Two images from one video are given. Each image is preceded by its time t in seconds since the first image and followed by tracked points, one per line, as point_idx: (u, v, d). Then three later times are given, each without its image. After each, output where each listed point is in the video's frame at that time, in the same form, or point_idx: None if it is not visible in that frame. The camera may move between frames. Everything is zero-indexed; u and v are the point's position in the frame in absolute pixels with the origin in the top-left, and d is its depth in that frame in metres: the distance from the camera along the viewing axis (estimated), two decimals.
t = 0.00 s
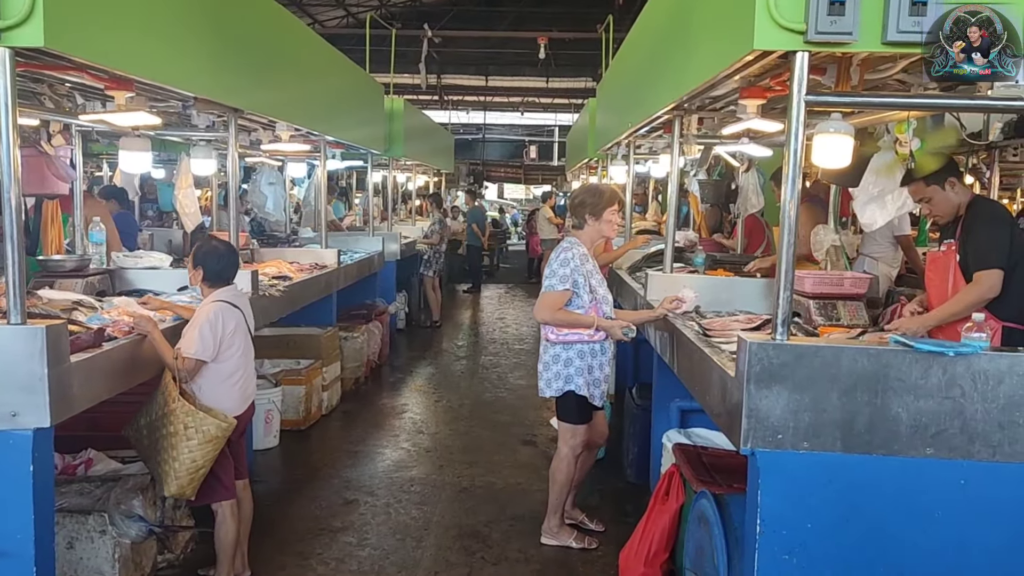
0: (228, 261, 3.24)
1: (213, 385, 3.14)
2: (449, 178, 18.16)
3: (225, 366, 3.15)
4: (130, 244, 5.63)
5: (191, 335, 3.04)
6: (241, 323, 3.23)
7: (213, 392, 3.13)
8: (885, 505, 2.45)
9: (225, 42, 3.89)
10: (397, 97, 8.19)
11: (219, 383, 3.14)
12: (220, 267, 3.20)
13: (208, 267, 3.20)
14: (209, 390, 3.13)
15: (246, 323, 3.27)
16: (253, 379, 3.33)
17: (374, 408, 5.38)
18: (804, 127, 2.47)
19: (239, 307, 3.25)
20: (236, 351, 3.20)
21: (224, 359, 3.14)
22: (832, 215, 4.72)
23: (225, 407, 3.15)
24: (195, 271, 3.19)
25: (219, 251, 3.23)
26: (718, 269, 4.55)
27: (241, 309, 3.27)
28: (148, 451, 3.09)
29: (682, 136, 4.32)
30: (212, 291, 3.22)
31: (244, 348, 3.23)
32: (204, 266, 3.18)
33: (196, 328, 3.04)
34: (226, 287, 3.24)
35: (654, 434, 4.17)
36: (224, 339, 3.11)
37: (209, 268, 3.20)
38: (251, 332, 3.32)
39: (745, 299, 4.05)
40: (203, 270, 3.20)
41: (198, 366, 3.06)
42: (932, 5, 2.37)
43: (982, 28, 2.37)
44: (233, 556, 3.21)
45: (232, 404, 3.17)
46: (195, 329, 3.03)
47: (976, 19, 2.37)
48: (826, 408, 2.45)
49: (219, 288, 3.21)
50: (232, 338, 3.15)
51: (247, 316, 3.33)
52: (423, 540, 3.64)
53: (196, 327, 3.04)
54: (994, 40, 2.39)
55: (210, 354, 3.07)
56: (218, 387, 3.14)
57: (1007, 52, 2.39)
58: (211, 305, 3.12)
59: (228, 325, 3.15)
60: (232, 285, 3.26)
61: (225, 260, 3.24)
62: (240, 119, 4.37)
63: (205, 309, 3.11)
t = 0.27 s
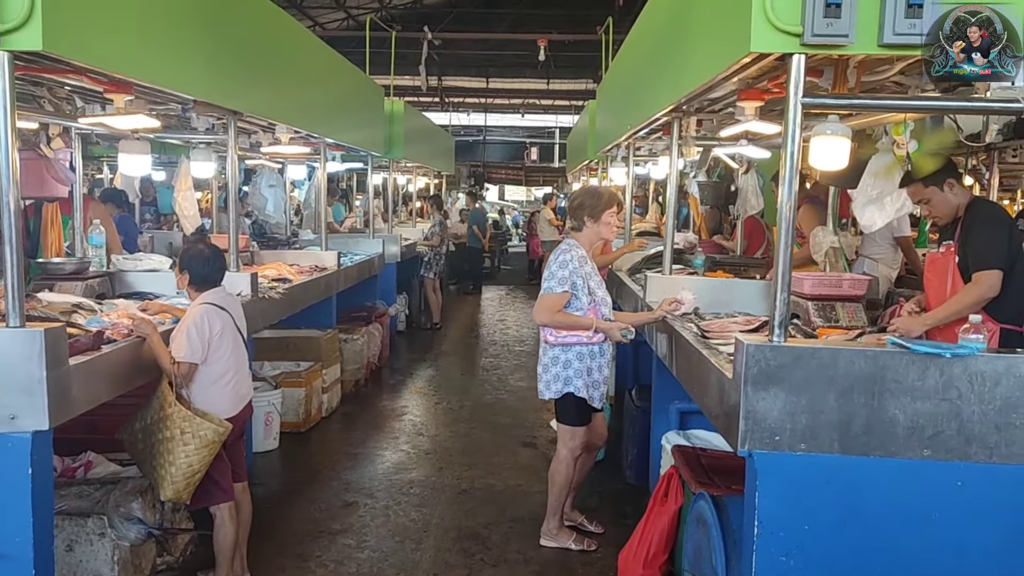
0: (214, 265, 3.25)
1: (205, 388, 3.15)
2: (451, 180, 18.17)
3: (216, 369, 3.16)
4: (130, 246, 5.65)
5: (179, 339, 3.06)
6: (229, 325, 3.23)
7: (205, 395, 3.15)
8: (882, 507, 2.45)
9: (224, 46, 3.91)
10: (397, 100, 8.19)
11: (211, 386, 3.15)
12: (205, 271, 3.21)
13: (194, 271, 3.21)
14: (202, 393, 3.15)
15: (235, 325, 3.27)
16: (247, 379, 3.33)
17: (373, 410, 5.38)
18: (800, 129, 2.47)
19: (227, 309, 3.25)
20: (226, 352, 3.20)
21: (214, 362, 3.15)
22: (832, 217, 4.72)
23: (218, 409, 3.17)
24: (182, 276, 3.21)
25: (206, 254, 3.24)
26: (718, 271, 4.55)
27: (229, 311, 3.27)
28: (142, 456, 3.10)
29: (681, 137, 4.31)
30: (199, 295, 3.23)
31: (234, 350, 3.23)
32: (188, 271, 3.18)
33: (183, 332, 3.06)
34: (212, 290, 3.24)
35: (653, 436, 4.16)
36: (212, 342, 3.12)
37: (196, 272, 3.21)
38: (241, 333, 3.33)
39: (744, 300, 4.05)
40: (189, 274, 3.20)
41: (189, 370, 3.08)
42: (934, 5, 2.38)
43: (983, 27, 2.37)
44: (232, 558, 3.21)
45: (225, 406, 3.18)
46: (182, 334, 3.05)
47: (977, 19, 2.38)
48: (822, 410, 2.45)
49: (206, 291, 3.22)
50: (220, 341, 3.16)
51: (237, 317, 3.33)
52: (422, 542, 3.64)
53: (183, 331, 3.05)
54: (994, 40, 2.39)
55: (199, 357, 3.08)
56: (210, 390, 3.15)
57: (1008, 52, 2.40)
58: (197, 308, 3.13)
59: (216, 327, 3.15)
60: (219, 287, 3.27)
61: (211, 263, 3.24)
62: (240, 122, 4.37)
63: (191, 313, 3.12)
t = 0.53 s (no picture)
0: (207, 274, 3.28)
1: (202, 395, 3.16)
2: (452, 185, 18.19)
3: (212, 376, 3.17)
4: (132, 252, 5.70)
5: (172, 349, 3.08)
6: (223, 331, 3.24)
7: (202, 403, 3.16)
8: (881, 516, 2.45)
9: (226, 53, 3.92)
10: (399, 105, 8.21)
11: (208, 393, 3.16)
12: (194, 279, 3.24)
13: (187, 279, 3.25)
14: (199, 401, 3.16)
15: (230, 331, 3.28)
16: (245, 385, 3.34)
17: (374, 416, 5.39)
18: (798, 137, 2.45)
19: (221, 316, 3.27)
20: (222, 359, 3.21)
21: (209, 369, 3.16)
22: (832, 224, 4.72)
23: (216, 417, 3.18)
24: (174, 285, 3.26)
25: (201, 264, 3.28)
26: (718, 277, 4.55)
27: (223, 317, 3.28)
28: (137, 463, 3.12)
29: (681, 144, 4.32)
30: (192, 303, 3.25)
31: (229, 357, 3.24)
32: (181, 278, 3.22)
33: (176, 341, 3.07)
34: (206, 298, 3.26)
35: (653, 443, 4.17)
36: (205, 350, 3.14)
37: (188, 281, 3.26)
38: (237, 340, 3.34)
39: (743, 307, 4.05)
40: (183, 283, 3.25)
41: (185, 379, 3.10)
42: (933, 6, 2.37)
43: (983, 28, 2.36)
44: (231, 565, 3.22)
45: (223, 413, 3.19)
46: (175, 343, 3.07)
47: (977, 19, 2.36)
48: (821, 419, 2.45)
49: (198, 299, 3.25)
50: (214, 348, 3.17)
51: (232, 323, 3.34)
52: (422, 550, 3.64)
53: (176, 340, 3.07)
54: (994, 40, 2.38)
55: (193, 366, 3.10)
56: (207, 397, 3.16)
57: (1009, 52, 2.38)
58: (189, 317, 3.14)
59: (209, 334, 3.17)
60: (211, 295, 3.29)
61: (206, 273, 3.28)
62: (241, 128, 4.39)
63: (184, 321, 3.14)
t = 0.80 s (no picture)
0: (203, 284, 3.30)
1: (200, 405, 3.16)
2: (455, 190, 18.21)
3: (210, 385, 3.17)
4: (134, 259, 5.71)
5: (170, 358, 3.08)
6: (221, 340, 3.24)
7: (201, 412, 3.16)
8: (882, 529, 2.44)
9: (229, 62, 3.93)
10: (402, 112, 8.22)
11: (206, 403, 3.16)
12: (191, 288, 3.25)
13: (183, 289, 3.25)
14: (197, 410, 3.16)
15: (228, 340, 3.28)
16: (243, 393, 3.34)
17: (375, 423, 5.39)
18: (798, 148, 2.45)
19: (218, 325, 3.27)
20: (220, 368, 3.21)
21: (206, 378, 3.16)
22: (833, 233, 4.72)
23: (215, 426, 3.18)
24: (171, 295, 3.26)
25: (196, 273, 3.29)
26: (720, 286, 4.54)
27: (221, 326, 3.28)
28: (136, 472, 3.12)
29: (682, 153, 4.32)
30: (189, 312, 3.26)
31: (227, 365, 3.24)
32: (177, 288, 3.23)
33: (173, 351, 3.07)
34: (202, 307, 3.26)
35: (655, 452, 4.16)
36: (203, 359, 3.14)
37: (185, 290, 3.26)
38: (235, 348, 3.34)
39: (745, 317, 4.04)
40: (178, 293, 3.26)
41: (183, 388, 3.10)
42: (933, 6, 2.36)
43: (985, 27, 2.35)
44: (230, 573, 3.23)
45: (221, 422, 3.19)
46: (173, 352, 3.07)
47: (978, 18, 2.35)
48: (821, 431, 2.44)
49: (195, 308, 3.25)
50: (212, 357, 3.17)
51: (230, 332, 3.34)
52: (422, 559, 3.64)
53: (173, 349, 3.07)
54: (995, 40, 2.36)
55: (191, 375, 3.10)
56: (206, 406, 3.16)
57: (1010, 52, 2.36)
58: (186, 326, 3.15)
59: (206, 343, 3.16)
60: (208, 304, 3.30)
61: (202, 284, 3.30)
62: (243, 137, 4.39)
63: (181, 331, 3.14)
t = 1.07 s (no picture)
0: (206, 291, 3.30)
1: (203, 413, 3.17)
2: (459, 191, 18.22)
3: (213, 393, 3.17)
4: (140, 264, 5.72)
5: (174, 366, 3.08)
6: (224, 347, 3.25)
7: (204, 420, 3.17)
8: (887, 542, 2.44)
9: (234, 69, 3.93)
10: (408, 116, 8.22)
11: (209, 411, 3.17)
12: (196, 297, 3.26)
13: (184, 298, 3.26)
14: (201, 418, 3.17)
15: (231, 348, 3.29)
16: (246, 401, 3.35)
17: (380, 428, 5.40)
18: (804, 156, 2.45)
19: (221, 332, 3.27)
20: (223, 376, 3.22)
21: (210, 386, 3.17)
22: (839, 241, 4.70)
23: (218, 433, 3.19)
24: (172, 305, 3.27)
25: (197, 281, 3.29)
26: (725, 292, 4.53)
27: (224, 334, 3.29)
28: (140, 479, 3.13)
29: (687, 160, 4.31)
30: (192, 319, 3.26)
31: (230, 373, 3.25)
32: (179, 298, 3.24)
33: (177, 359, 3.08)
34: (205, 315, 3.26)
35: (659, 459, 4.16)
36: (207, 367, 3.14)
37: (186, 299, 3.27)
38: (238, 356, 3.34)
39: (751, 324, 4.03)
40: (180, 303, 3.26)
41: (187, 396, 3.10)
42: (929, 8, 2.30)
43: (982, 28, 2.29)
44: None
45: (224, 430, 3.20)
46: (177, 361, 3.07)
47: (977, 19, 2.29)
48: (826, 443, 2.43)
49: (198, 316, 3.25)
50: (216, 365, 3.18)
51: (233, 339, 3.34)
52: (426, 567, 3.64)
53: (178, 358, 3.08)
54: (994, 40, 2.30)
55: (195, 383, 3.10)
56: (209, 415, 3.17)
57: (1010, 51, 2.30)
58: (190, 334, 3.15)
59: (210, 351, 3.17)
60: (211, 311, 3.30)
61: (203, 290, 3.29)
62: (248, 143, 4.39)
63: (185, 339, 3.14)
